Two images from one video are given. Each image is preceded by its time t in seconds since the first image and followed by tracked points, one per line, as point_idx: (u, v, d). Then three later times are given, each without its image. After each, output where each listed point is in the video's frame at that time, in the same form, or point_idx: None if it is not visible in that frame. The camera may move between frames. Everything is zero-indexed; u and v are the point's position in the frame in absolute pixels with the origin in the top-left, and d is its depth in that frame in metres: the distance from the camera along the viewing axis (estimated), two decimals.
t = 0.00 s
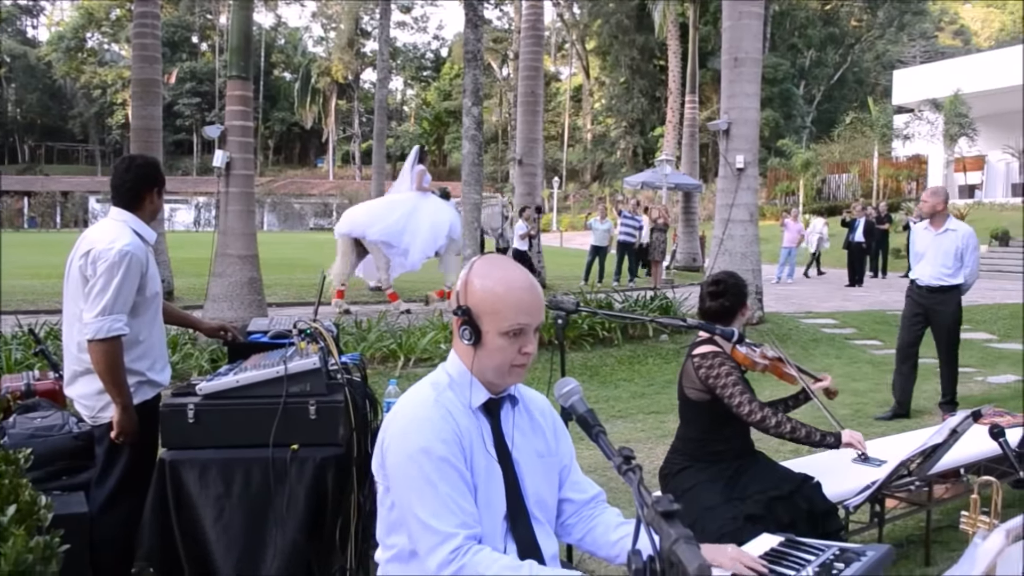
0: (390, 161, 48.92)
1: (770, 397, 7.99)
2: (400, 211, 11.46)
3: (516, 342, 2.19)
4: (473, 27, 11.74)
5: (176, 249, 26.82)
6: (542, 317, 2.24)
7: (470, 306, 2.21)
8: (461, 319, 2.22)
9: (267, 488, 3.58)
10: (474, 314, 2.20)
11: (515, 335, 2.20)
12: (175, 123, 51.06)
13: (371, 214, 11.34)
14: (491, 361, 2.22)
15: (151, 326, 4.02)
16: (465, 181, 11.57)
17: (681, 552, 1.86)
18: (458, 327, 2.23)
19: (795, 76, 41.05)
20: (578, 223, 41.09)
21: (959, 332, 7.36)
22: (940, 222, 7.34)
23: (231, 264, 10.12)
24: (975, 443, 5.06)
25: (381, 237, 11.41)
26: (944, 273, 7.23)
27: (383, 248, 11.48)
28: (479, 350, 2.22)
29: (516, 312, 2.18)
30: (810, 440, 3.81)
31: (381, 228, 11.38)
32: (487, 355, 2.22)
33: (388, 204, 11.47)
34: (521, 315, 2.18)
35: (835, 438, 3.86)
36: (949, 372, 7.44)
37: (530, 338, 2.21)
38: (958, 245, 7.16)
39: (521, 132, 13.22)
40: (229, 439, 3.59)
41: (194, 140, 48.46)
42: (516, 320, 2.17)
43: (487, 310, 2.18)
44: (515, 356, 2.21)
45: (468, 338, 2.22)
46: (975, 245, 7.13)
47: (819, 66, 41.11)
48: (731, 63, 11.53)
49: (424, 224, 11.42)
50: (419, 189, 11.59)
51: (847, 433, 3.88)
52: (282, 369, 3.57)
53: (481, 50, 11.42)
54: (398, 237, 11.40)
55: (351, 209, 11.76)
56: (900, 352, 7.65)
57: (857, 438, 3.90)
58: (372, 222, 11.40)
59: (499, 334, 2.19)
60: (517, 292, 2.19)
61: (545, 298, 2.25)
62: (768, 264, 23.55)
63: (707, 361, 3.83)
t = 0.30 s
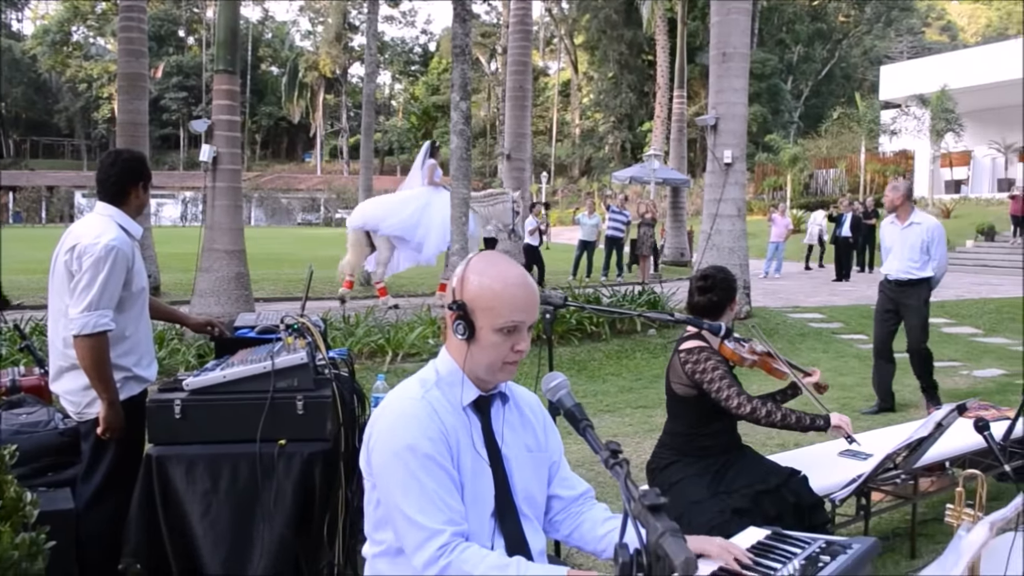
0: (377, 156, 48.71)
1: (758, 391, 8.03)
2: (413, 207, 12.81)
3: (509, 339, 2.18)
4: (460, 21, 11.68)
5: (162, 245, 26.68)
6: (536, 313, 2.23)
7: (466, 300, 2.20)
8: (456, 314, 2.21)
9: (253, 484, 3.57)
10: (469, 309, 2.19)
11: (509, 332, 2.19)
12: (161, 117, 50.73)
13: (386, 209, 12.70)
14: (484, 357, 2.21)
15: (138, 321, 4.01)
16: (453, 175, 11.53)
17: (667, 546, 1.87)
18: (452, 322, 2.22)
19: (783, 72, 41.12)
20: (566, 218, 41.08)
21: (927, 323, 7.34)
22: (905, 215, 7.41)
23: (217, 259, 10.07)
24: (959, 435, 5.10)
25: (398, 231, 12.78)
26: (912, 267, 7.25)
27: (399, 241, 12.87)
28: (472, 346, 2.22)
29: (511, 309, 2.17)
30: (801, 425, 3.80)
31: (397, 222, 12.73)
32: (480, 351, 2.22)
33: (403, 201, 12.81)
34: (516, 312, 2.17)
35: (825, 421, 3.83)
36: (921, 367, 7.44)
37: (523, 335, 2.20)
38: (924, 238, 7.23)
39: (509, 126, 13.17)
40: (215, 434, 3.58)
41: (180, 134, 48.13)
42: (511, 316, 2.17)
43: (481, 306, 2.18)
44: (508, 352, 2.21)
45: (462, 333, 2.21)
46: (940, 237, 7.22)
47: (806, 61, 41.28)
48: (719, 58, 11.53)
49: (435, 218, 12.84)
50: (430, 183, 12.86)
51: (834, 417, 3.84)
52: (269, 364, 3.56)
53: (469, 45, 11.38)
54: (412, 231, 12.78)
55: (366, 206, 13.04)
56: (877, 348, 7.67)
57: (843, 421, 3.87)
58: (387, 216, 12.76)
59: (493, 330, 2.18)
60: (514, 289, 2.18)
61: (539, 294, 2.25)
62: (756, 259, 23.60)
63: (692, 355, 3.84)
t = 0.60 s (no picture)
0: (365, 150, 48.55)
1: (745, 385, 8.07)
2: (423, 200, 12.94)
3: (506, 339, 2.17)
4: (448, 15, 11.63)
5: (150, 239, 26.54)
6: (534, 312, 2.22)
7: (462, 299, 2.19)
8: (452, 313, 2.20)
9: (241, 480, 3.56)
10: (464, 309, 2.18)
11: (506, 332, 2.17)
12: (148, 112, 50.45)
13: (395, 201, 12.85)
14: (481, 357, 2.20)
15: (124, 316, 3.99)
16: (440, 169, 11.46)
17: (654, 540, 1.88)
18: (448, 321, 2.21)
19: (771, 67, 41.20)
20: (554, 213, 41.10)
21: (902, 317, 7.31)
22: (881, 210, 7.44)
23: (205, 254, 10.05)
24: (945, 430, 5.12)
25: (407, 223, 12.86)
26: (887, 263, 7.26)
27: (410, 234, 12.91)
28: (468, 345, 2.22)
29: (509, 309, 2.15)
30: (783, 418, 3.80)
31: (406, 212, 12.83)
32: (477, 351, 2.21)
33: (412, 195, 12.98)
34: (513, 312, 2.16)
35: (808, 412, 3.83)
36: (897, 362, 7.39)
37: (521, 334, 2.19)
38: (899, 234, 7.23)
39: (497, 120, 13.13)
40: (203, 431, 3.57)
41: (167, 128, 47.87)
42: (507, 316, 2.16)
43: (478, 306, 2.17)
44: (504, 352, 2.19)
45: (458, 333, 2.20)
46: (916, 232, 7.22)
47: (794, 56, 41.41)
48: (707, 53, 11.54)
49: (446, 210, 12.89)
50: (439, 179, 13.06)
51: (815, 408, 3.83)
52: (257, 359, 3.55)
53: (457, 38, 11.33)
54: (422, 222, 12.86)
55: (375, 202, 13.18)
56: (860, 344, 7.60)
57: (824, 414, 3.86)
58: (396, 209, 12.90)
59: (489, 330, 2.17)
60: (510, 288, 2.17)
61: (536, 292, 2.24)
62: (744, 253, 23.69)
63: (678, 350, 3.85)
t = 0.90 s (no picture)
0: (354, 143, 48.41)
1: (734, 378, 8.11)
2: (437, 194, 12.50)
3: (509, 340, 2.18)
4: (438, 8, 11.59)
5: (138, 233, 26.41)
6: (536, 312, 2.22)
7: (464, 299, 2.19)
8: (454, 313, 2.20)
9: (232, 474, 3.56)
10: (468, 307, 2.19)
11: (508, 333, 2.18)
12: (136, 104, 50.18)
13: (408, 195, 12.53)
14: (482, 356, 2.21)
15: (112, 310, 3.97)
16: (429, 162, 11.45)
17: (642, 531, 1.88)
18: (450, 321, 2.22)
19: (760, 60, 41.25)
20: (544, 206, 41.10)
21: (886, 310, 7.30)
22: (866, 199, 7.45)
23: (193, 247, 9.99)
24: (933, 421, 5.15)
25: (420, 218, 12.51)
26: (867, 257, 7.28)
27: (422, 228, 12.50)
28: (470, 344, 2.22)
29: (512, 309, 2.16)
30: (767, 407, 3.81)
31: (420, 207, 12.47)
32: (479, 351, 2.21)
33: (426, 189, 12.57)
34: (517, 313, 2.17)
35: (791, 400, 3.85)
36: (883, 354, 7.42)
37: (524, 335, 2.20)
38: (880, 227, 7.25)
39: (486, 113, 13.10)
40: (193, 425, 3.56)
41: (155, 121, 47.66)
42: (512, 317, 2.16)
43: (481, 304, 2.17)
44: (508, 353, 2.20)
45: (461, 333, 2.21)
46: (897, 224, 7.21)
47: (783, 49, 41.47)
48: (697, 45, 11.54)
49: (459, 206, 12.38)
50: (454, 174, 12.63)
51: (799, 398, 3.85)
52: (246, 353, 3.54)
53: (447, 31, 11.29)
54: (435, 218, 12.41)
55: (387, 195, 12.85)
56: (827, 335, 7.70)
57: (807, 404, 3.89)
58: (409, 204, 12.56)
59: (491, 330, 2.18)
60: (514, 287, 2.17)
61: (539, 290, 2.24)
62: (733, 247, 23.75)
63: (665, 344, 3.86)
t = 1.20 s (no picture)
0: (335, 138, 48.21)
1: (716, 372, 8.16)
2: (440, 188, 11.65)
3: (495, 331, 2.18)
4: (420, 2, 11.54)
5: (119, 228, 26.21)
6: (524, 304, 2.22)
7: (451, 289, 2.20)
8: (440, 303, 2.21)
9: (214, 469, 3.54)
10: (453, 298, 2.19)
11: (493, 324, 2.19)
12: (115, 98, 49.78)
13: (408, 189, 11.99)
14: (468, 348, 2.22)
15: (90, 305, 3.94)
16: (411, 157, 11.44)
17: (623, 524, 1.90)
18: (436, 311, 2.23)
19: (742, 55, 41.37)
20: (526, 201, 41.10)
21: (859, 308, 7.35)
22: (834, 197, 7.53)
23: (174, 242, 9.96)
24: (911, 416, 5.20)
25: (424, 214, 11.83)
26: (834, 254, 7.36)
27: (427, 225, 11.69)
28: (456, 336, 2.23)
29: (498, 301, 2.16)
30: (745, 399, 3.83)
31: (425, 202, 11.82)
32: (465, 342, 2.22)
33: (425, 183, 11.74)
34: (503, 305, 2.16)
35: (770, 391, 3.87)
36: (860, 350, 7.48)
37: (510, 326, 2.20)
38: (845, 225, 7.33)
39: (469, 108, 13.08)
40: (174, 420, 3.54)
41: (134, 114, 47.30)
42: (497, 308, 2.16)
43: (467, 294, 2.17)
44: (493, 344, 2.21)
45: (446, 323, 2.22)
46: (863, 224, 7.29)
47: (765, 44, 41.58)
48: (679, 40, 11.55)
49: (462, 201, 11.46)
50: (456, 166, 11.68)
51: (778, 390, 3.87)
52: (227, 347, 3.52)
53: (429, 24, 11.25)
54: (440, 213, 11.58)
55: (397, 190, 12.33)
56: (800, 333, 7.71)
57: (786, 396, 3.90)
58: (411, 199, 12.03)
59: (477, 320, 2.18)
60: (501, 278, 2.17)
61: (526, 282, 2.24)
62: (716, 241, 23.84)
63: (645, 338, 3.88)
